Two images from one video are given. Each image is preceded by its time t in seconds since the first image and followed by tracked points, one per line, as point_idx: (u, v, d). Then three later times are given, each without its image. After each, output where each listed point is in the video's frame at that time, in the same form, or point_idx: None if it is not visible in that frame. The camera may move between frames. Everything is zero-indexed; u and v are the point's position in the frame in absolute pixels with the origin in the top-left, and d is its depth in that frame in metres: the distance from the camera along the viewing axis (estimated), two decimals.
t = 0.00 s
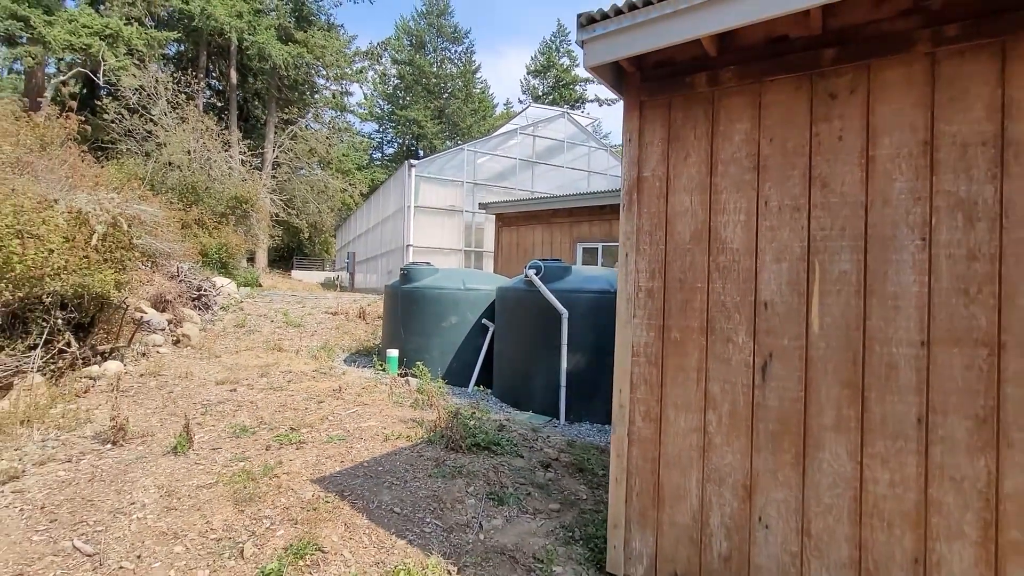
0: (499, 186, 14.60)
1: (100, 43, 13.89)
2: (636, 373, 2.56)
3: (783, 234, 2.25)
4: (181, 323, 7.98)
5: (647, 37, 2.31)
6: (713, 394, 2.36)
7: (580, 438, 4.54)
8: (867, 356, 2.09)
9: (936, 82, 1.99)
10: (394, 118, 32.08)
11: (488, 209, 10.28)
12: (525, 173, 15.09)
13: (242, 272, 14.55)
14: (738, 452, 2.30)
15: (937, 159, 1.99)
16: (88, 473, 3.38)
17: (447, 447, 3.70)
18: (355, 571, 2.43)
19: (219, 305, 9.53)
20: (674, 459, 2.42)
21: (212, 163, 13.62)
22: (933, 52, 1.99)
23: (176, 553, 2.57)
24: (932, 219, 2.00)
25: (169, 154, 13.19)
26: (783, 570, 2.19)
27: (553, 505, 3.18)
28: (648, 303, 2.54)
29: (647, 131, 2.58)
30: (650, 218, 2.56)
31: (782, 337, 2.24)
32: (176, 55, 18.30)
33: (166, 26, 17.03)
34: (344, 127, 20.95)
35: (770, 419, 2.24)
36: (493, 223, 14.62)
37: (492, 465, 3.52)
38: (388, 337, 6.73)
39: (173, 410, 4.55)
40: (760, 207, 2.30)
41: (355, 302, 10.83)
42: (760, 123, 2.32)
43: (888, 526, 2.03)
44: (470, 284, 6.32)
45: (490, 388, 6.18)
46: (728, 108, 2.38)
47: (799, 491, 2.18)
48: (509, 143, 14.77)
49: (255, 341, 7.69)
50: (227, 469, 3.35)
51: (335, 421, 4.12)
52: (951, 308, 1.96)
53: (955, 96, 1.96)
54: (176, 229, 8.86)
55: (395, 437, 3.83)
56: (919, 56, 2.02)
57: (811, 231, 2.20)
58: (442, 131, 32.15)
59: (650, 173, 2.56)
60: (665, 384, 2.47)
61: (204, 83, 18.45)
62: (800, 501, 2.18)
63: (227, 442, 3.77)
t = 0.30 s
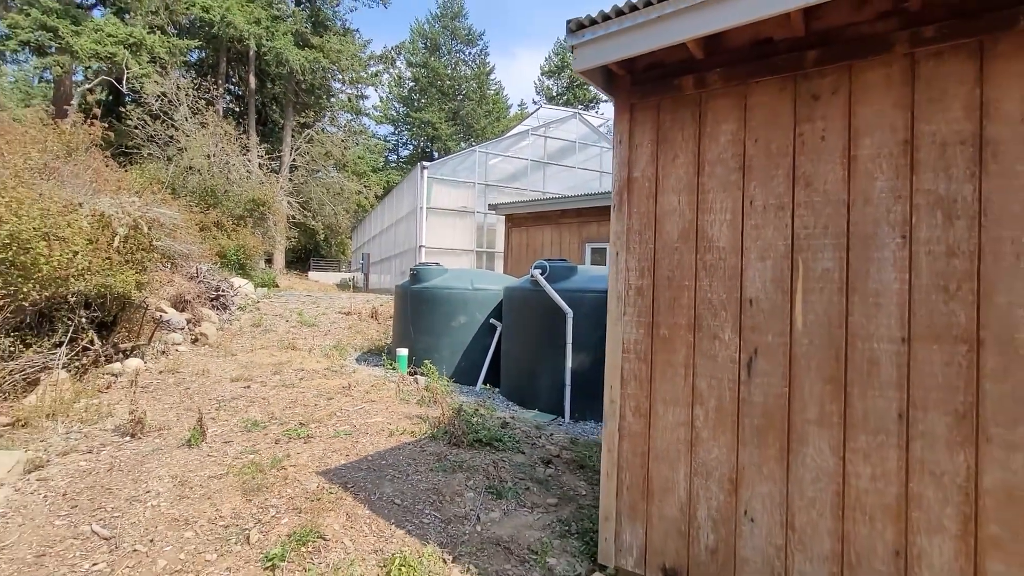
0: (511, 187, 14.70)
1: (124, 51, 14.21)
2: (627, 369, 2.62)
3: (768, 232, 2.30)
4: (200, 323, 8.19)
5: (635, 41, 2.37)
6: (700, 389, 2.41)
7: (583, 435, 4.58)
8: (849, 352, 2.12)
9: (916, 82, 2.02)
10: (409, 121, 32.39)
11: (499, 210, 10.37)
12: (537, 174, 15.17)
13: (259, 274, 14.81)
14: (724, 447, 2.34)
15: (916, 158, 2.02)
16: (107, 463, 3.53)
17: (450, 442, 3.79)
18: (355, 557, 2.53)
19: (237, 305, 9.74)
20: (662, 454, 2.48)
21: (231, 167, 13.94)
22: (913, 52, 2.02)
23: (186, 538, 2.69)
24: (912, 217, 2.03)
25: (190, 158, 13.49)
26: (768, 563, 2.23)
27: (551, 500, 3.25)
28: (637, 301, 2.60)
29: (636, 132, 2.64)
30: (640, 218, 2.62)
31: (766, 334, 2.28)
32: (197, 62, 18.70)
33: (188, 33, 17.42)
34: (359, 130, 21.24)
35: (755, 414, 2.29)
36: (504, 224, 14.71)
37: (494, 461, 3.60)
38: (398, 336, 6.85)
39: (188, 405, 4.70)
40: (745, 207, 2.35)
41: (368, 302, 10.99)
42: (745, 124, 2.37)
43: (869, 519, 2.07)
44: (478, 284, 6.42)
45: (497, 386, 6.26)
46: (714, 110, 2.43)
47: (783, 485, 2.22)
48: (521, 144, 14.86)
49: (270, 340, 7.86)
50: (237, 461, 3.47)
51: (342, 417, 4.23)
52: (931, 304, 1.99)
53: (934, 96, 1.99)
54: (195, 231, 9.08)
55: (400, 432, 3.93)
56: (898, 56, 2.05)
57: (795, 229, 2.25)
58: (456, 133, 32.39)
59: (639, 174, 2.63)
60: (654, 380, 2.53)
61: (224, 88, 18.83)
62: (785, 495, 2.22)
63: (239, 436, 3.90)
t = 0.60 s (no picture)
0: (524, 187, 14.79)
1: (149, 61, 14.55)
2: (618, 365, 2.70)
3: (752, 231, 2.35)
4: (220, 323, 8.43)
5: (620, 46, 2.45)
6: (687, 385, 2.47)
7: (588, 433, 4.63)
8: (831, 348, 2.16)
9: (894, 82, 2.05)
10: (425, 123, 32.70)
11: (510, 211, 10.46)
12: (550, 174, 15.24)
13: (279, 275, 15.11)
14: (710, 441, 2.40)
15: (895, 156, 2.05)
16: (128, 455, 3.71)
17: (454, 437, 3.90)
18: (355, 544, 2.63)
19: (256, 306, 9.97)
20: (651, 448, 2.55)
21: (251, 172, 14.24)
22: (891, 52, 2.05)
23: (198, 524, 2.83)
24: (892, 214, 2.05)
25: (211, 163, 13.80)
26: (752, 554, 2.28)
27: (550, 494, 3.32)
28: (628, 298, 2.68)
29: (626, 135, 2.72)
30: (630, 217, 2.69)
31: (751, 330, 2.33)
32: (219, 69, 19.13)
33: (210, 42, 17.83)
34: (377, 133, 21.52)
35: (741, 409, 2.34)
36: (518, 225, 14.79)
37: (496, 455, 3.69)
38: (410, 336, 6.98)
39: (205, 402, 4.87)
40: (730, 207, 2.41)
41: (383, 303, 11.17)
42: (730, 124, 2.42)
43: (851, 512, 2.09)
44: (488, 285, 6.51)
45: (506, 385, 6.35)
46: (700, 112, 2.49)
47: (767, 478, 2.27)
48: (533, 145, 14.95)
49: (287, 340, 8.06)
50: (249, 454, 3.61)
51: (351, 413, 4.35)
52: (910, 300, 2.01)
53: (913, 95, 2.01)
54: (215, 234, 9.31)
55: (407, 427, 4.04)
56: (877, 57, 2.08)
57: (778, 228, 2.29)
58: (472, 134, 32.61)
59: (629, 175, 2.70)
60: (644, 376, 2.60)
61: (244, 94, 19.24)
62: (768, 488, 2.26)
63: (253, 430, 4.05)
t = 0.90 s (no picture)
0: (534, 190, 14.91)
1: (168, 70, 14.73)
2: (610, 363, 2.79)
3: (737, 232, 2.42)
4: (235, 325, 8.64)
5: (608, 55, 2.55)
6: (676, 382, 2.55)
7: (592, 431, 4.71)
8: (812, 345, 2.23)
9: (871, 86, 2.11)
10: (437, 126, 32.97)
11: (517, 213, 10.58)
12: (560, 176, 15.36)
13: (294, 278, 15.36)
14: (698, 436, 2.48)
15: (873, 159, 2.11)
16: (146, 450, 3.87)
17: (458, 434, 4.01)
18: (359, 535, 2.75)
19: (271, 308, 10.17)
20: (642, 443, 2.64)
21: (267, 177, 14.52)
22: (868, 58, 2.12)
23: (211, 515, 2.96)
24: (870, 215, 2.11)
25: (228, 169, 14.08)
26: (739, 546, 2.35)
27: (549, 490, 3.41)
28: (619, 298, 2.78)
29: (617, 140, 2.82)
30: (621, 220, 2.78)
31: (736, 328, 2.41)
32: (235, 77, 19.49)
33: (227, 50, 18.18)
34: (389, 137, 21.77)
35: (727, 404, 2.41)
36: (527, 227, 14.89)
37: (498, 452, 3.80)
38: (419, 337, 7.11)
39: (220, 401, 5.04)
40: (715, 209, 2.48)
41: (395, 305, 11.34)
42: (716, 129, 2.50)
43: (832, 504, 2.16)
44: (495, 286, 6.62)
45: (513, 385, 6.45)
46: (687, 117, 2.58)
47: (752, 472, 2.34)
48: (543, 147, 15.08)
49: (300, 341, 8.25)
50: (261, 450, 3.75)
51: (360, 412, 4.48)
52: (887, 298, 2.06)
53: (889, 99, 2.07)
54: (231, 238, 9.52)
55: (412, 425, 4.17)
56: (855, 63, 2.15)
57: (762, 229, 2.36)
58: (483, 137, 32.83)
59: (620, 178, 2.80)
60: (634, 373, 2.69)
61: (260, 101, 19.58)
62: (754, 482, 2.33)
63: (265, 427, 4.20)
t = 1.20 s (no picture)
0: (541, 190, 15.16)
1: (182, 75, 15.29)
2: (599, 357, 2.94)
3: (716, 231, 2.54)
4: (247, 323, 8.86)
5: (593, 63, 2.68)
6: (659, 373, 2.69)
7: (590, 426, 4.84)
8: (785, 337, 2.35)
9: (839, 93, 2.23)
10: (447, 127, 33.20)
11: (523, 213, 10.72)
12: (566, 177, 15.62)
13: (306, 278, 15.62)
14: (680, 425, 2.61)
15: (841, 161, 2.22)
16: (162, 441, 4.07)
17: (459, 427, 4.17)
18: (360, 518, 2.91)
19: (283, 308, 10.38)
20: (628, 432, 2.78)
21: (278, 180, 14.79)
22: (836, 66, 2.23)
23: (222, 499, 3.14)
24: (838, 214, 2.22)
25: (240, 171, 14.37)
26: (718, 529, 2.47)
27: (545, 479, 3.54)
28: (607, 295, 2.92)
29: (604, 144, 2.96)
30: (608, 219, 2.92)
31: (715, 322, 2.53)
32: (249, 81, 19.83)
33: (240, 55, 18.51)
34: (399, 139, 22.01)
35: (707, 395, 2.54)
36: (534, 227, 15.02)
37: (496, 444, 3.94)
38: (425, 335, 7.28)
39: (232, 395, 5.23)
40: (696, 209, 2.61)
41: (403, 304, 11.52)
42: (696, 133, 2.62)
43: (804, 489, 2.27)
44: (500, 285, 6.76)
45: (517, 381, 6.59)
46: (670, 122, 2.71)
47: (730, 459, 2.46)
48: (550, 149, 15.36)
49: (309, 339, 8.45)
50: (270, 441, 3.93)
51: (365, 406, 4.65)
52: (854, 293, 2.17)
53: (855, 104, 2.18)
54: (244, 240, 9.75)
55: (416, 418, 4.33)
56: (825, 70, 2.26)
57: (739, 228, 2.48)
58: (492, 138, 33.02)
59: (608, 180, 2.94)
60: (621, 365, 2.83)
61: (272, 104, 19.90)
62: (731, 468, 2.45)
63: (274, 420, 4.38)
